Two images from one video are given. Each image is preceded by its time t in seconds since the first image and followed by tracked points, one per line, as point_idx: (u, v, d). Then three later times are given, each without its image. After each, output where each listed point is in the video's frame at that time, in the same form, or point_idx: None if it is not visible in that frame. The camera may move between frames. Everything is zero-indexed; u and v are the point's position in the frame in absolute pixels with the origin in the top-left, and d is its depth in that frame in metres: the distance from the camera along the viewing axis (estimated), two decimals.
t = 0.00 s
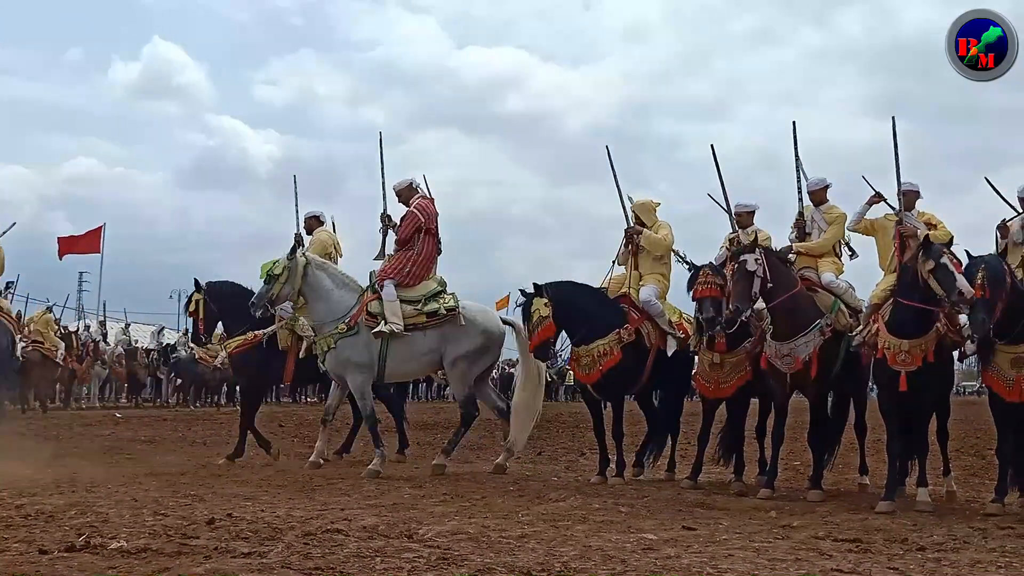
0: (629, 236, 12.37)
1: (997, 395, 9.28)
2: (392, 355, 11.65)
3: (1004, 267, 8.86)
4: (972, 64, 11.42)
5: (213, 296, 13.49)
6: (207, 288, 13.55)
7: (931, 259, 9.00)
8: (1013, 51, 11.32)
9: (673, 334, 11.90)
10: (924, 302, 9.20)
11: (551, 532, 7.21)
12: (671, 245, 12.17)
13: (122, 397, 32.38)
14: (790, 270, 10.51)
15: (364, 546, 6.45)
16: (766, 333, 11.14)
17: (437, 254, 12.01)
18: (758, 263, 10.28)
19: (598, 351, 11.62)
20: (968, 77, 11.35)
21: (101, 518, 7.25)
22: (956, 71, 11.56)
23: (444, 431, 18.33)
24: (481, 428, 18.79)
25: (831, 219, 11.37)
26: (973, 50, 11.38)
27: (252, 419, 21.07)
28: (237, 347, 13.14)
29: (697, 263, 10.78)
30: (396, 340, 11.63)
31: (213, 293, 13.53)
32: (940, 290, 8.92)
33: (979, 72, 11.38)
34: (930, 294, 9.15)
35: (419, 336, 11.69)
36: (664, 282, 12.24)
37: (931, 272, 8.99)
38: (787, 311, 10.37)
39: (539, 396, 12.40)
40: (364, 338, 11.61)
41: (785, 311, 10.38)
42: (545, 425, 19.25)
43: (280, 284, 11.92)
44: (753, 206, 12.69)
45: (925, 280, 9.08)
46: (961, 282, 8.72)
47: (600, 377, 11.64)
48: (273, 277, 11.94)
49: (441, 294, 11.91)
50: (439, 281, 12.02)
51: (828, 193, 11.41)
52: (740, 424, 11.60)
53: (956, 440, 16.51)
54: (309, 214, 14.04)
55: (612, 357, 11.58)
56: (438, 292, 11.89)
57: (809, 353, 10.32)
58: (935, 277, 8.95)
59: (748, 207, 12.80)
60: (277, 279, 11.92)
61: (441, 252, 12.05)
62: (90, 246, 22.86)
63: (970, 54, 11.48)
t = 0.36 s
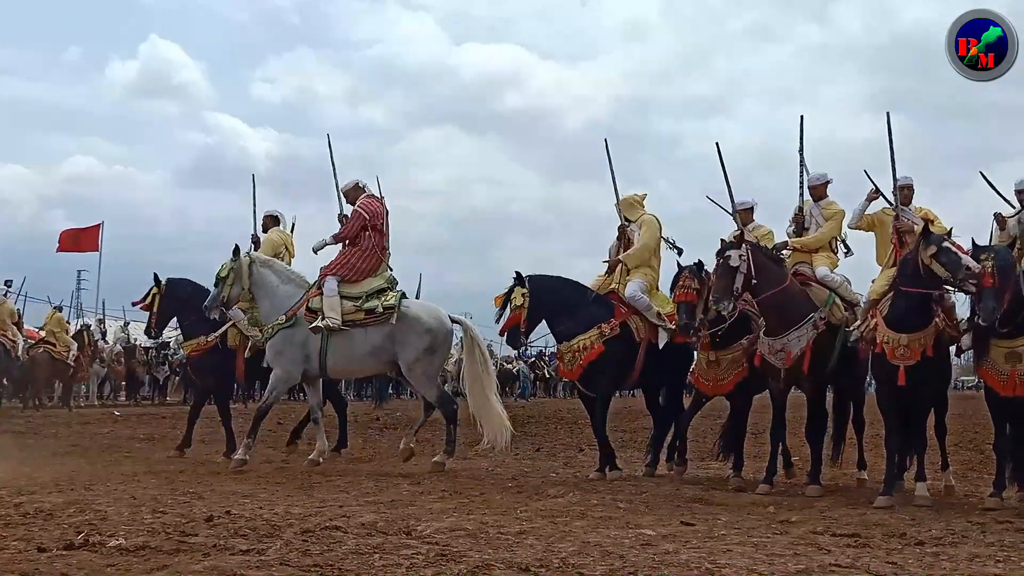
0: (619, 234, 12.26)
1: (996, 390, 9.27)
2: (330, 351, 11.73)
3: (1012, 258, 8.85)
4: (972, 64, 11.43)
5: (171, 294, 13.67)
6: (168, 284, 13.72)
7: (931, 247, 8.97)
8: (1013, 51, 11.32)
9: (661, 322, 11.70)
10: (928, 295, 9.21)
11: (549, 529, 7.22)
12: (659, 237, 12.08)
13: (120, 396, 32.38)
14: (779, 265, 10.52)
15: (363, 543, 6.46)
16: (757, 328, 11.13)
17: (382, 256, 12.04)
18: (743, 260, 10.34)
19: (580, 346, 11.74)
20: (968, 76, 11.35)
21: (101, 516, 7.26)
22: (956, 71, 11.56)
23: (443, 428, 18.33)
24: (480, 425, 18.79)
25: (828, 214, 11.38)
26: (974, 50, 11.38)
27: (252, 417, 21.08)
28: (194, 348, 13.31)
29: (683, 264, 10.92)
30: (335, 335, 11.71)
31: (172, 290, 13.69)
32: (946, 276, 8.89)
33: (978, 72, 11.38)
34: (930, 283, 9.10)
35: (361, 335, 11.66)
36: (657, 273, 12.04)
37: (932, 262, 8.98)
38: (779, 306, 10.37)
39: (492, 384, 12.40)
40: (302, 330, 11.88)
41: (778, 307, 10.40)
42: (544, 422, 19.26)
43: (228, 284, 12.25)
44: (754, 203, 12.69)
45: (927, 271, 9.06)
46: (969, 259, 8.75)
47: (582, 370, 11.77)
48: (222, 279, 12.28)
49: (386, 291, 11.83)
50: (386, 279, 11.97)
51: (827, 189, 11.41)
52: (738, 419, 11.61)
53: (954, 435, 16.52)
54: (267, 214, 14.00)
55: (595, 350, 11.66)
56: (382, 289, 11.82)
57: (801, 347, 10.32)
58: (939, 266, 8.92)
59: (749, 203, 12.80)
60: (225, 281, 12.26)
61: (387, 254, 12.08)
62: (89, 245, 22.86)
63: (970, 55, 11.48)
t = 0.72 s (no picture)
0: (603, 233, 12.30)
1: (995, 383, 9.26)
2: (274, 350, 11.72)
3: None
4: (972, 64, 11.41)
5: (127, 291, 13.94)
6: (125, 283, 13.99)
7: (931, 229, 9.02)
8: (1014, 51, 11.30)
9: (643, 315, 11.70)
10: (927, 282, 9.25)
11: (550, 523, 7.20)
12: (644, 233, 12.12)
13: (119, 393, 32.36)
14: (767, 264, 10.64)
15: (363, 538, 6.45)
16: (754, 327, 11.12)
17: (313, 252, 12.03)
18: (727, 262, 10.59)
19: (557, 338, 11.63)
20: (968, 76, 11.33)
21: (100, 512, 7.25)
22: (957, 71, 11.55)
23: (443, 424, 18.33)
24: (480, 420, 18.79)
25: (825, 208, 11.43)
26: (974, 50, 11.36)
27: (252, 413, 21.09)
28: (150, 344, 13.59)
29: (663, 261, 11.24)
30: (275, 334, 11.70)
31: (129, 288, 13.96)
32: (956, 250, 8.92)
33: (979, 72, 11.36)
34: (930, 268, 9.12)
35: (299, 333, 11.69)
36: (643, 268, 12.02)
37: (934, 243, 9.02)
38: (770, 300, 10.39)
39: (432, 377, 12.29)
40: (242, 336, 11.75)
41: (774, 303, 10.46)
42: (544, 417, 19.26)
43: (173, 287, 12.40)
44: (754, 196, 12.67)
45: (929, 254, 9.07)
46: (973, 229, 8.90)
47: (554, 363, 11.66)
48: (168, 282, 12.44)
49: (322, 287, 11.89)
50: (322, 275, 12.01)
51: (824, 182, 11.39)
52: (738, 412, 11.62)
53: (954, 428, 16.52)
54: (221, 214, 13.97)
55: (571, 346, 11.57)
56: (319, 286, 11.87)
57: (798, 342, 10.33)
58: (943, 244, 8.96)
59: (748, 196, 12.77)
60: (171, 283, 12.41)
61: (318, 249, 12.09)
62: (87, 242, 22.83)
63: (970, 54, 11.46)
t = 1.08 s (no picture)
0: (581, 227, 12.45)
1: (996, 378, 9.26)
2: (204, 343, 11.72)
3: None
4: (972, 64, 11.41)
5: (85, 285, 13.80)
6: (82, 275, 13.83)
7: (932, 232, 9.04)
8: (1014, 51, 11.30)
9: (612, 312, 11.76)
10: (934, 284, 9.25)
11: (550, 519, 7.21)
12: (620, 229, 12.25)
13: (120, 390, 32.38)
14: (752, 269, 10.76)
15: (364, 534, 6.46)
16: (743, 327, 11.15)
17: (249, 252, 12.05)
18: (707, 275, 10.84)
19: (524, 334, 11.91)
20: (969, 77, 11.34)
21: (102, 509, 7.25)
22: (956, 71, 11.55)
23: (442, 420, 18.34)
24: (480, 416, 18.81)
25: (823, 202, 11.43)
26: (974, 50, 11.36)
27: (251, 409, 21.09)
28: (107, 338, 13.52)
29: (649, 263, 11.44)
30: (206, 327, 11.71)
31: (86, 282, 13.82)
32: (952, 259, 8.91)
33: (979, 73, 11.37)
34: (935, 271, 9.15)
35: (230, 325, 11.63)
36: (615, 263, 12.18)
37: (935, 247, 9.03)
38: (758, 307, 10.58)
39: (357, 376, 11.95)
40: (179, 327, 11.87)
41: (766, 305, 10.55)
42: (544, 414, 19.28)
43: (115, 286, 12.69)
44: (760, 194, 12.68)
45: (931, 258, 9.10)
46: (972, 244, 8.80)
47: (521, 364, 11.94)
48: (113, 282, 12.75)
49: (258, 282, 11.84)
50: (259, 271, 12.01)
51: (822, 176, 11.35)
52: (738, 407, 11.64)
53: (954, 423, 16.53)
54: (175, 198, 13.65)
55: (532, 343, 11.83)
56: (254, 280, 11.84)
57: (789, 343, 10.39)
58: (942, 251, 8.96)
59: (754, 193, 12.77)
60: (114, 283, 12.72)
61: (256, 248, 12.11)
62: (87, 239, 22.81)
63: (970, 55, 11.46)
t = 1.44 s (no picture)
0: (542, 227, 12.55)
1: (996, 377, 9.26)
2: (138, 343, 11.98)
3: None
4: (972, 64, 11.42)
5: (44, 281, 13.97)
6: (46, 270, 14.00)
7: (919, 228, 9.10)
8: (1014, 51, 11.30)
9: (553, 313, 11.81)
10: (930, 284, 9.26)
11: (549, 519, 7.22)
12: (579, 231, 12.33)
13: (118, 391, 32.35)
14: (749, 259, 10.70)
15: (363, 534, 6.47)
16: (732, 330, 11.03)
17: (184, 254, 12.31)
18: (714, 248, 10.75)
19: (490, 324, 12.15)
20: (969, 77, 11.35)
21: (101, 509, 7.26)
22: (956, 71, 11.55)
23: (441, 420, 18.35)
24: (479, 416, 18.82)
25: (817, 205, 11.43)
26: (974, 50, 11.36)
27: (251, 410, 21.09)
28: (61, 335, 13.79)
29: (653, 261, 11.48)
30: (139, 327, 11.95)
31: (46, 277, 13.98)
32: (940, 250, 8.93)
33: (979, 73, 11.38)
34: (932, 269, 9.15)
35: (163, 326, 11.83)
36: (571, 265, 12.19)
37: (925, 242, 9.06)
38: (737, 297, 10.65)
39: (285, 385, 11.77)
40: (115, 327, 12.15)
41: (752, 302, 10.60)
42: (543, 413, 19.29)
43: (60, 276, 12.72)
44: (763, 196, 12.69)
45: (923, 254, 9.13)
46: (955, 229, 8.85)
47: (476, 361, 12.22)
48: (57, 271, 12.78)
49: (191, 283, 12.05)
50: (194, 272, 12.21)
51: (811, 178, 11.24)
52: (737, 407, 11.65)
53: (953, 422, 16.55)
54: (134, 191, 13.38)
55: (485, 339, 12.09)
56: (188, 281, 12.06)
57: (755, 341, 10.45)
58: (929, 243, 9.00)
59: (760, 197, 12.76)
60: (59, 272, 12.74)
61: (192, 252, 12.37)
62: (86, 240, 22.81)
63: (970, 55, 11.47)
